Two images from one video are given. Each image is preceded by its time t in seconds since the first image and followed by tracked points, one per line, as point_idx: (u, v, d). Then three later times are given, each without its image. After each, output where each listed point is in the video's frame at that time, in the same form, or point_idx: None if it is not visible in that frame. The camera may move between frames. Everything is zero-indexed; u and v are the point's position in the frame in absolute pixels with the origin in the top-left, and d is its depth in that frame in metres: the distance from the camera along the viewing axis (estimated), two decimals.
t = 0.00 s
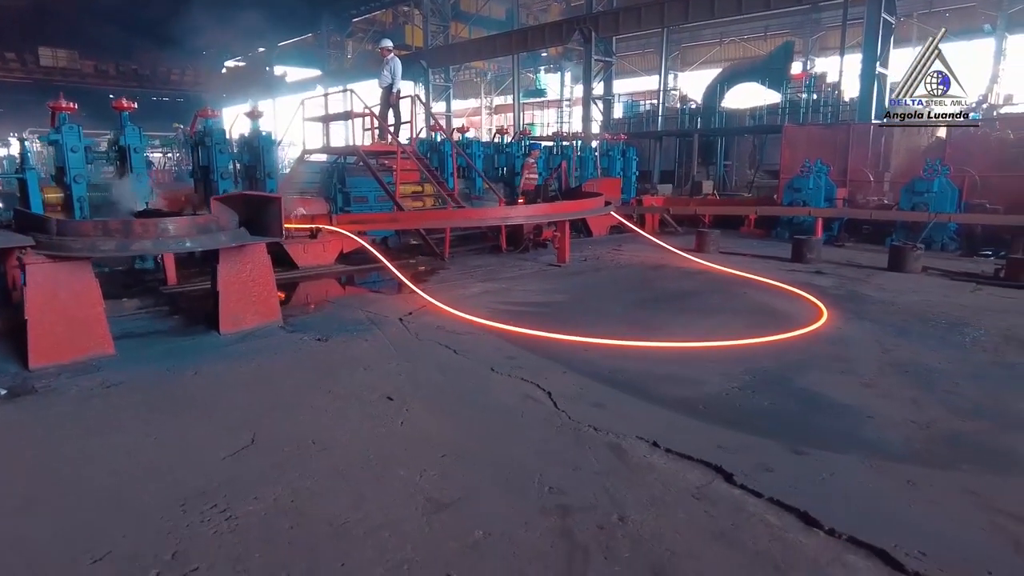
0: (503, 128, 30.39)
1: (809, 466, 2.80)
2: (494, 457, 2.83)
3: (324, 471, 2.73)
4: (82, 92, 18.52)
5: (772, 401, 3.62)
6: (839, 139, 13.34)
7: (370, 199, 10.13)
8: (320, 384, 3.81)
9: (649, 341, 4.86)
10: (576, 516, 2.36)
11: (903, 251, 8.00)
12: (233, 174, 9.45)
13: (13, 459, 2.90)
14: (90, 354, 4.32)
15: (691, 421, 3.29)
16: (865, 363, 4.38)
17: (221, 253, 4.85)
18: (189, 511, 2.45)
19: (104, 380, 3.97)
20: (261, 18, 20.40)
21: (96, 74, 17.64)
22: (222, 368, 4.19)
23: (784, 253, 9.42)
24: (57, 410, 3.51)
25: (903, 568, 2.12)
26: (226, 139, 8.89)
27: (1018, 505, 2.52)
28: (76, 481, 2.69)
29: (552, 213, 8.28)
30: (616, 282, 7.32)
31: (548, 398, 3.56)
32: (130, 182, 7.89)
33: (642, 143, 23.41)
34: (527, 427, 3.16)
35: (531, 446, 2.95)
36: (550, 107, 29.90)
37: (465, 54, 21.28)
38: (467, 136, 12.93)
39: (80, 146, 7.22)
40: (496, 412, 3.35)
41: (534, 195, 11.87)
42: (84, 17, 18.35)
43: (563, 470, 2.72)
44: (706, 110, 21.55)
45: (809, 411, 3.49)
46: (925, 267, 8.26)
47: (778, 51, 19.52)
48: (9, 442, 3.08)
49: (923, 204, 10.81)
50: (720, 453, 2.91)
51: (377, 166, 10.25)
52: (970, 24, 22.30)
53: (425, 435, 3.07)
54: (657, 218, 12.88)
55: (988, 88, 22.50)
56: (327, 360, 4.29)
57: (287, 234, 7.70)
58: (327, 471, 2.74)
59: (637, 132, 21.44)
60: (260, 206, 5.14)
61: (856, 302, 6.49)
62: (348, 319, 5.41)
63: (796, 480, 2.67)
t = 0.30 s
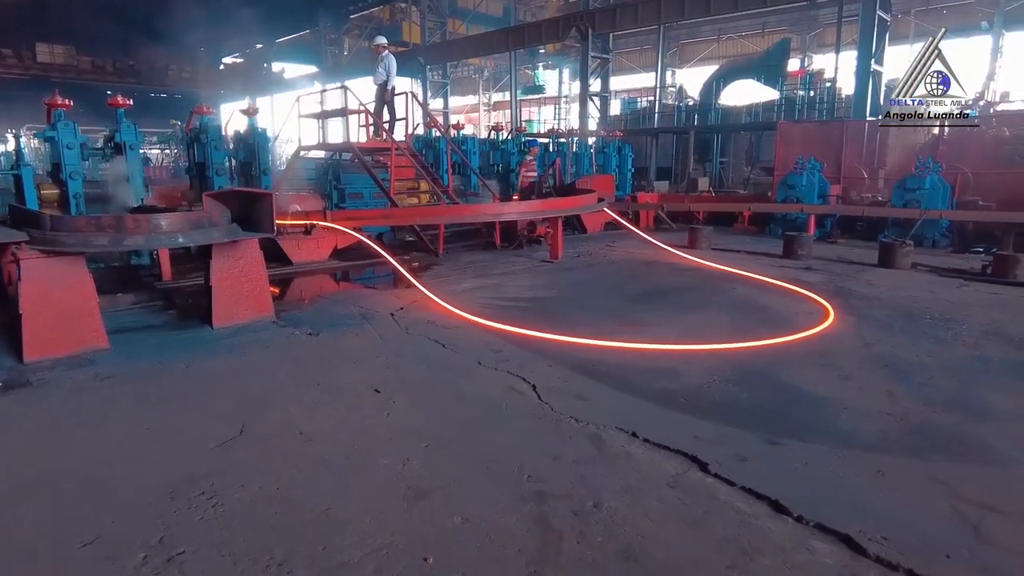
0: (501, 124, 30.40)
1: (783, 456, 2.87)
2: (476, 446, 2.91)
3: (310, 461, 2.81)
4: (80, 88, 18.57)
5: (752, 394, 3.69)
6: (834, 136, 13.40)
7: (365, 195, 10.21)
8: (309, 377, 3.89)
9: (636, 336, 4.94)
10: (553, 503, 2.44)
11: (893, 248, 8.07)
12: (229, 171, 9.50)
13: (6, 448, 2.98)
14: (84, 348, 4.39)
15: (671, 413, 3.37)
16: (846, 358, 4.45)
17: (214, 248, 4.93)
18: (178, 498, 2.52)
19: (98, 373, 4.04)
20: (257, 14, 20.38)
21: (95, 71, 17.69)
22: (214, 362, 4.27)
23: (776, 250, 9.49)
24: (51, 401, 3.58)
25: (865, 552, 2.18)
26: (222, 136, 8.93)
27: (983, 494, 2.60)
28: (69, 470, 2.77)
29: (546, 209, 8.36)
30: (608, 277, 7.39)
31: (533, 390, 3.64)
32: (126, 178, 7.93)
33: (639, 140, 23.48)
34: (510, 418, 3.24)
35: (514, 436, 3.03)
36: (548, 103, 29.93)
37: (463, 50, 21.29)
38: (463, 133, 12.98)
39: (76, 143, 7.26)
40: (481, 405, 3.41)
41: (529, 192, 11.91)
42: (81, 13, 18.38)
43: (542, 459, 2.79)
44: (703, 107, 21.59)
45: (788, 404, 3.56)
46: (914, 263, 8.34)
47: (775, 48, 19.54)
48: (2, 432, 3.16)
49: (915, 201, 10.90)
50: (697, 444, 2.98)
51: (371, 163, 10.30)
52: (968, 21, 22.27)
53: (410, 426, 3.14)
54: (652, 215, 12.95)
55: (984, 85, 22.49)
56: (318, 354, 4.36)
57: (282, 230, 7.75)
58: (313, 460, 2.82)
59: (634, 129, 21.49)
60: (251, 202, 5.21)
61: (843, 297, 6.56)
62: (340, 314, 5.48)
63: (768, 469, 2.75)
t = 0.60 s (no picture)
0: (499, 123, 30.45)
1: (758, 446, 2.97)
2: (461, 436, 3.01)
3: (301, 451, 2.90)
4: (77, 85, 18.59)
5: (732, 387, 3.80)
6: (828, 136, 13.52)
7: (361, 193, 10.31)
8: (302, 370, 3.99)
9: (623, 332, 5.05)
10: (533, 489, 2.53)
11: (881, 246, 8.18)
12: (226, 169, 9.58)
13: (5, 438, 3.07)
14: (82, 342, 4.48)
15: (652, 405, 3.47)
16: (829, 354, 4.54)
17: (210, 244, 5.03)
18: (172, 484, 2.61)
19: (96, 367, 4.13)
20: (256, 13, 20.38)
21: (92, 69, 17.70)
22: (209, 356, 4.37)
23: (768, 248, 9.59)
24: (49, 393, 3.67)
25: (829, 535, 2.27)
26: (218, 134, 9.01)
27: (947, 482, 2.70)
28: (67, 458, 2.86)
29: (539, 207, 8.46)
30: (600, 275, 7.48)
31: (519, 383, 3.74)
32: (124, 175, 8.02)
33: (636, 139, 23.57)
34: (495, 409, 3.34)
35: (498, 426, 3.13)
36: (546, 102, 29.98)
37: (460, 49, 21.32)
38: (459, 132, 13.06)
39: (74, 141, 7.34)
40: (469, 396, 3.51)
41: (524, 190, 12.00)
42: (79, 11, 18.39)
43: (524, 448, 2.89)
44: (699, 106, 21.69)
45: (766, 397, 3.66)
46: (903, 261, 8.45)
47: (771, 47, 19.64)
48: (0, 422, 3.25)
49: (906, 200, 11.02)
50: (676, 434, 3.07)
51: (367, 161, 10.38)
52: (964, 21, 22.36)
53: (398, 417, 3.24)
54: (646, 214, 13.04)
55: (980, 85, 22.60)
56: (311, 348, 4.46)
57: (277, 227, 7.81)
58: (304, 449, 2.91)
59: (630, 128, 21.56)
60: (246, 199, 5.30)
61: (830, 294, 6.67)
62: (334, 310, 5.57)
63: (742, 457, 2.84)
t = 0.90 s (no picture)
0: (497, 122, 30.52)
1: (732, 435, 3.08)
2: (446, 425, 3.11)
3: (290, 439, 3.01)
4: (76, 84, 18.64)
5: (712, 381, 3.90)
6: (820, 135, 13.62)
7: (356, 191, 10.38)
8: (294, 364, 4.10)
9: (610, 328, 5.15)
10: (511, 475, 2.64)
11: (869, 245, 8.28)
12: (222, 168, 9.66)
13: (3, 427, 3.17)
14: (80, 336, 4.57)
15: (633, 396, 3.57)
16: (809, 348, 4.65)
17: (205, 241, 5.13)
18: (165, 470, 2.71)
19: (92, 360, 4.23)
20: (254, 12, 20.44)
21: (90, 67, 17.75)
22: (204, 349, 4.47)
23: (759, 247, 9.70)
24: (46, 385, 3.77)
25: (793, 518, 2.37)
26: (215, 133, 9.10)
27: (912, 470, 2.80)
28: (64, 446, 2.95)
29: (532, 206, 8.57)
30: (590, 273, 7.58)
31: (505, 376, 3.85)
32: (121, 174, 8.10)
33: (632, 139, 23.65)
34: (480, 400, 3.45)
35: (482, 416, 3.23)
36: (543, 102, 30.07)
37: (457, 49, 21.41)
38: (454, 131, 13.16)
39: (71, 139, 7.43)
40: (455, 388, 3.61)
41: (519, 189, 12.08)
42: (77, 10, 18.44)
43: (506, 436, 2.99)
44: (695, 106, 21.78)
45: (744, 390, 3.77)
46: (891, 260, 8.56)
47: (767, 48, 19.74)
48: None
49: (896, 199, 11.14)
50: (653, 424, 3.18)
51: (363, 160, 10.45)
52: (960, 22, 22.46)
53: (385, 408, 3.35)
54: (640, 212, 13.13)
55: (974, 86, 22.71)
56: (304, 343, 4.56)
57: (273, 225, 7.91)
58: (292, 438, 3.01)
59: (627, 128, 21.65)
60: (240, 197, 5.40)
61: (817, 292, 6.77)
62: (327, 306, 5.68)
63: (715, 445, 2.95)
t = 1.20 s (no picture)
0: (494, 120, 30.56)
1: (705, 426, 3.16)
2: (426, 417, 3.20)
3: (274, 430, 3.09)
4: (72, 81, 18.68)
5: (690, 374, 3.99)
6: (812, 133, 13.71)
7: (350, 188, 10.44)
8: (282, 357, 4.18)
9: (595, 323, 5.23)
10: (487, 464, 2.72)
11: (857, 242, 8.37)
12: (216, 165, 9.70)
13: None
14: (71, 331, 4.64)
15: (612, 389, 3.66)
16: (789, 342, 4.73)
17: (195, 238, 5.20)
18: (150, 459, 2.80)
19: (83, 354, 4.30)
20: (251, 10, 20.47)
21: (86, 64, 17.80)
22: (194, 344, 4.55)
23: (748, 244, 9.79)
24: (37, 378, 3.84)
25: (758, 505, 2.44)
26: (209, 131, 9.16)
27: (876, 459, 2.89)
28: (55, 436, 3.04)
29: (522, 203, 8.65)
30: (579, 270, 7.66)
31: (487, 369, 3.93)
32: (114, 172, 8.15)
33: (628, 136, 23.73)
34: (462, 393, 3.53)
35: (462, 408, 3.31)
36: (539, 99, 30.12)
37: (453, 47, 21.47)
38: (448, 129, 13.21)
39: (65, 137, 7.48)
40: (437, 381, 3.70)
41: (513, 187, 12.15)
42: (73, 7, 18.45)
43: (484, 427, 3.08)
44: (690, 104, 21.86)
45: (721, 383, 3.86)
46: (878, 257, 8.65)
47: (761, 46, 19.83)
48: None
49: (886, 197, 11.24)
50: (628, 415, 3.26)
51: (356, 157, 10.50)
52: (954, 20, 22.55)
53: (368, 400, 3.43)
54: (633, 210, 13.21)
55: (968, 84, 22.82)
56: (293, 337, 4.64)
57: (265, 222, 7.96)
58: (276, 429, 3.09)
59: (622, 126, 21.73)
60: (230, 194, 5.47)
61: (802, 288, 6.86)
62: (317, 301, 5.76)
63: (688, 436, 3.04)
